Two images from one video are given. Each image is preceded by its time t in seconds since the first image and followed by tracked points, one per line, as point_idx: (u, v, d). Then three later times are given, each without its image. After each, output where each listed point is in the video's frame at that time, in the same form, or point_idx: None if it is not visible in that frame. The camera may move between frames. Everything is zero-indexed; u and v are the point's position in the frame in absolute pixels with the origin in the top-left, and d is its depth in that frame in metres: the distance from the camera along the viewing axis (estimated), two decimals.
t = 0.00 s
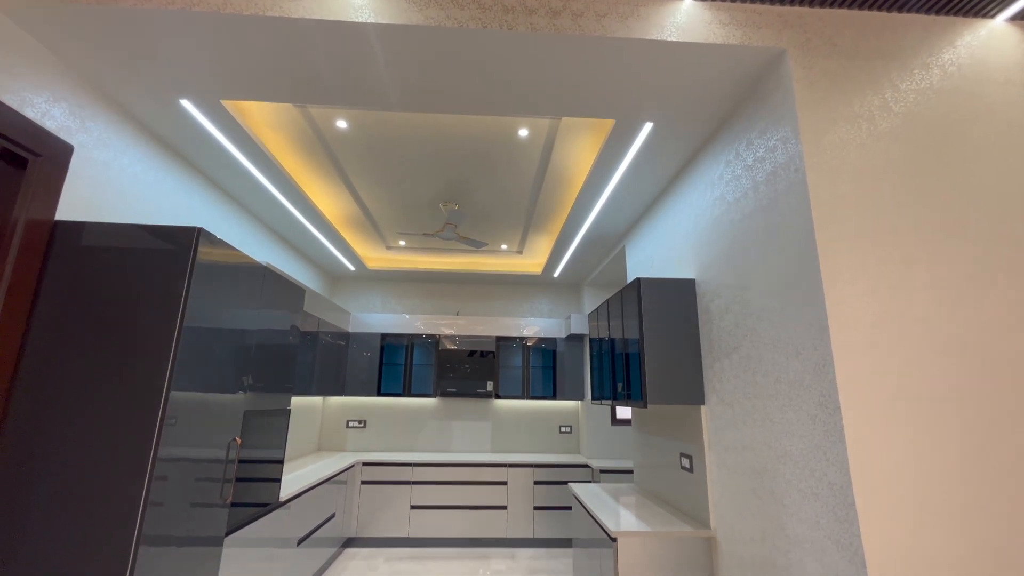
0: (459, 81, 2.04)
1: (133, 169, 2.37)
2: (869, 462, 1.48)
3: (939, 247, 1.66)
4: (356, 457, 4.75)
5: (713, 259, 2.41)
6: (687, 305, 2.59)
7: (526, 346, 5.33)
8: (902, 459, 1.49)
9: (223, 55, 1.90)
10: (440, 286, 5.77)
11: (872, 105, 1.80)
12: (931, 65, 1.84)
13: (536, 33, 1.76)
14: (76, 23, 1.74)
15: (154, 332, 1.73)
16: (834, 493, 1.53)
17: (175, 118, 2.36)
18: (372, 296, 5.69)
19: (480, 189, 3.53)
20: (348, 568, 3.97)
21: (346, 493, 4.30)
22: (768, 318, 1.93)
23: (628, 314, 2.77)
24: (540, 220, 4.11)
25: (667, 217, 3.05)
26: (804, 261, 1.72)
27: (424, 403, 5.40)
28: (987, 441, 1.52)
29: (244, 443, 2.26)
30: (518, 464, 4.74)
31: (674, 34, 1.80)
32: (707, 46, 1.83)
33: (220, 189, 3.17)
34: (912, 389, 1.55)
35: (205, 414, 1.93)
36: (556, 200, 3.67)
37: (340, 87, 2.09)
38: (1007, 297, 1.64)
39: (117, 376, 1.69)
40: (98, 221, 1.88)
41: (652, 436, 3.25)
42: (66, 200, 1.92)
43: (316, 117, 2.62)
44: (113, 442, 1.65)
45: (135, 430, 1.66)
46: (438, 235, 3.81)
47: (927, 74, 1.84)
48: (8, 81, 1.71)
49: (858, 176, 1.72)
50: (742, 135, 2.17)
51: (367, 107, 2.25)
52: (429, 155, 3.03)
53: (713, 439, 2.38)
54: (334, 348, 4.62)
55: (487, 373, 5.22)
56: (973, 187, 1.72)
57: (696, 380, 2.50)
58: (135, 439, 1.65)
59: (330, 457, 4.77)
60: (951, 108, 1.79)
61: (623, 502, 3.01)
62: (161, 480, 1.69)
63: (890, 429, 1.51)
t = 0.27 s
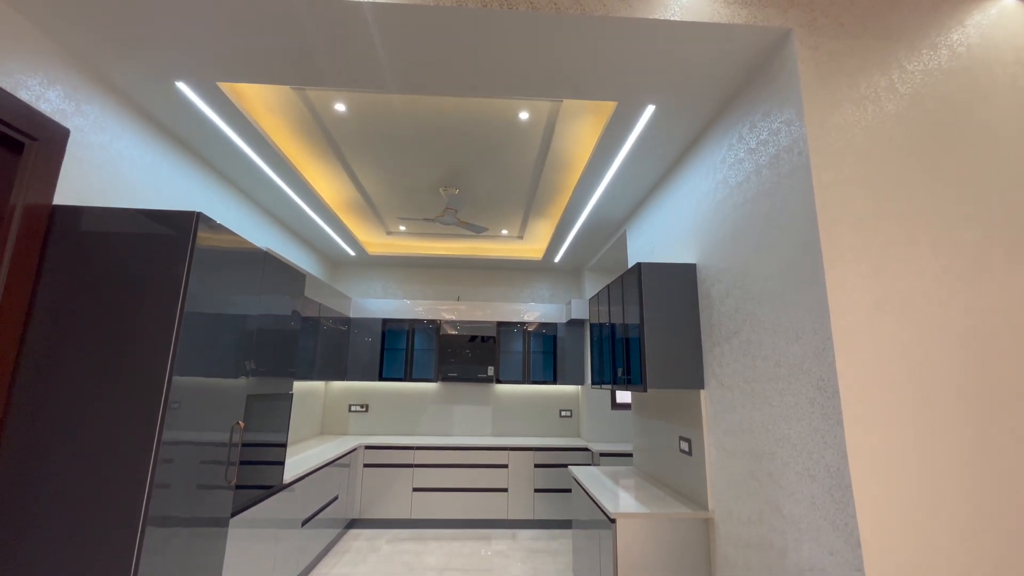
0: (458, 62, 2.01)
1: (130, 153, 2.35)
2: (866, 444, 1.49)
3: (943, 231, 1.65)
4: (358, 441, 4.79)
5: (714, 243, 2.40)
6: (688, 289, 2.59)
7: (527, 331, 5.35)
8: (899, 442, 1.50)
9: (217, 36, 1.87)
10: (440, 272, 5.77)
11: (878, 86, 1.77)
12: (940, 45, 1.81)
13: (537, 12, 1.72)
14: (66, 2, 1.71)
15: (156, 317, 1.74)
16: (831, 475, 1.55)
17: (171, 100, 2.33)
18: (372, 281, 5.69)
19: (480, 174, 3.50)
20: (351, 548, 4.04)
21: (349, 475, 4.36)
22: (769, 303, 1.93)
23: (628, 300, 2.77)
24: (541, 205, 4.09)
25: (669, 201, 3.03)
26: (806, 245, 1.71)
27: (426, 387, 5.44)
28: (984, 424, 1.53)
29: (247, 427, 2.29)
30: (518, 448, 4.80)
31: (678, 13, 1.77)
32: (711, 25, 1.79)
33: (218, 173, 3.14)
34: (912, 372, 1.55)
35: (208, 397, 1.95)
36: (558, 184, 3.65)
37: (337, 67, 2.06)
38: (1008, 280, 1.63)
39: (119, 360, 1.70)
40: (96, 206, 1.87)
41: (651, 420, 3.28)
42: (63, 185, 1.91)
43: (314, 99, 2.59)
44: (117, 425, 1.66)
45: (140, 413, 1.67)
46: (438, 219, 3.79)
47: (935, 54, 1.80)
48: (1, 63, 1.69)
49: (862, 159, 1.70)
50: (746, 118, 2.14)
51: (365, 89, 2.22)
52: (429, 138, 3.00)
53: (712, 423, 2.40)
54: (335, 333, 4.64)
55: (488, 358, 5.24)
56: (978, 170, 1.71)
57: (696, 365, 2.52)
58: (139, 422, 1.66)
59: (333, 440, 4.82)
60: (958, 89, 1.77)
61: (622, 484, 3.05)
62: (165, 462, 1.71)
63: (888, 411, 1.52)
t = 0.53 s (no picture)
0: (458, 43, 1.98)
1: (127, 137, 2.33)
2: (864, 428, 1.50)
3: (946, 216, 1.64)
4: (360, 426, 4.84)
5: (715, 229, 2.39)
6: (689, 275, 2.59)
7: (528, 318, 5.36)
8: (897, 426, 1.51)
9: (212, 17, 1.83)
10: (441, 258, 5.76)
11: (884, 68, 1.74)
12: (949, 26, 1.78)
13: None
14: None
15: (157, 303, 1.74)
16: (828, 458, 1.56)
17: (167, 84, 2.30)
18: (372, 268, 5.68)
19: (481, 159, 3.47)
20: (354, 531, 4.09)
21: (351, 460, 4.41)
22: (770, 289, 1.93)
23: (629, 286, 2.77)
24: (542, 191, 4.07)
25: (670, 186, 3.01)
26: (808, 230, 1.70)
27: (427, 373, 5.47)
28: (982, 408, 1.54)
29: (250, 411, 2.31)
30: (519, 433, 4.84)
31: None
32: (715, 6, 1.75)
33: (216, 158, 3.12)
34: (912, 357, 1.56)
35: (211, 382, 1.96)
36: (559, 169, 3.62)
37: (334, 49, 2.03)
38: (1009, 265, 1.63)
39: (121, 346, 1.71)
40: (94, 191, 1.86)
41: (651, 405, 3.30)
42: (60, 170, 1.90)
43: (312, 83, 2.56)
44: (120, 411, 1.67)
45: (142, 398, 1.68)
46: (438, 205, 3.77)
47: (943, 35, 1.77)
48: None
49: (866, 143, 1.68)
50: (749, 101, 2.11)
51: (363, 72, 2.19)
52: (428, 123, 2.96)
53: (711, 407, 2.41)
54: (336, 319, 4.65)
55: (489, 344, 5.26)
56: (983, 154, 1.69)
57: (695, 350, 2.53)
58: (142, 407, 1.68)
59: (335, 425, 4.87)
60: (965, 71, 1.74)
61: (622, 468, 3.09)
62: (170, 447, 1.73)
63: (887, 396, 1.52)
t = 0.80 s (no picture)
0: (457, 24, 1.94)
1: (123, 121, 2.31)
2: (862, 413, 1.51)
3: (950, 201, 1.63)
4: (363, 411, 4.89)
5: (717, 214, 2.38)
6: (689, 260, 2.59)
7: (529, 304, 5.36)
8: (895, 411, 1.52)
9: None
10: (442, 244, 5.75)
11: (891, 50, 1.71)
12: (958, 6, 1.74)
13: None
14: None
15: (159, 289, 1.74)
16: (826, 443, 1.58)
17: (163, 66, 2.26)
18: (373, 254, 5.68)
19: (481, 144, 3.44)
20: (356, 514, 4.15)
21: (354, 444, 4.46)
22: (771, 275, 1.93)
23: (630, 271, 2.76)
24: (543, 176, 4.04)
25: (672, 171, 2.99)
26: (810, 216, 1.69)
27: (428, 358, 5.51)
28: (980, 394, 1.55)
29: (253, 396, 2.33)
30: (519, 418, 4.89)
31: None
32: None
33: (214, 143, 3.09)
34: (911, 343, 1.56)
35: (213, 368, 1.97)
36: (560, 153, 3.59)
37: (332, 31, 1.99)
38: (1011, 250, 1.63)
39: (123, 332, 1.72)
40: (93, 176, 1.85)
41: (651, 390, 3.32)
42: (57, 154, 1.88)
43: (310, 66, 2.52)
44: (124, 396, 1.69)
45: (147, 384, 1.70)
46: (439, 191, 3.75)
47: (952, 16, 1.74)
48: None
49: (871, 127, 1.66)
50: (753, 84, 2.08)
51: (362, 54, 2.16)
52: (428, 107, 2.93)
53: (711, 393, 2.43)
54: (337, 305, 4.67)
55: (490, 330, 5.28)
56: (988, 139, 1.67)
57: (695, 335, 2.54)
58: (146, 393, 1.69)
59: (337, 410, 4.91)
60: (972, 53, 1.72)
61: (621, 452, 3.12)
62: (174, 432, 1.75)
63: (885, 381, 1.53)
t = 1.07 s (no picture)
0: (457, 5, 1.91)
1: (120, 105, 2.28)
2: (860, 398, 1.53)
3: (953, 186, 1.62)
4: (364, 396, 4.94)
5: (719, 199, 2.37)
6: (691, 246, 2.58)
7: (530, 290, 5.37)
8: (893, 397, 1.53)
9: None
10: (443, 230, 5.73)
11: (899, 32, 1.68)
12: None
13: None
14: None
15: (161, 274, 1.75)
16: (823, 427, 1.60)
17: (159, 48, 2.23)
18: (374, 240, 5.67)
19: (481, 128, 3.41)
20: (359, 496, 4.22)
21: (356, 428, 4.51)
22: (772, 260, 1.93)
23: (631, 257, 2.76)
24: (544, 161, 4.02)
25: (674, 156, 2.97)
26: (813, 201, 1.68)
27: (429, 344, 5.54)
28: (977, 379, 1.56)
29: (256, 381, 2.35)
30: (520, 403, 4.93)
31: None
32: None
33: (212, 126, 3.06)
34: (910, 328, 1.56)
35: (216, 353, 1.99)
36: (561, 138, 3.56)
37: (331, 11, 1.96)
38: (1013, 236, 1.62)
39: (126, 317, 1.73)
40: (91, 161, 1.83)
41: (651, 375, 3.35)
42: (54, 138, 1.87)
43: (308, 48, 2.48)
44: (128, 380, 1.70)
45: (150, 368, 1.71)
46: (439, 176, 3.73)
47: None
48: None
49: (876, 110, 1.64)
50: (757, 67, 2.05)
51: (361, 35, 2.13)
52: (428, 90, 2.89)
53: (710, 377, 2.45)
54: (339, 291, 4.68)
55: (491, 315, 5.29)
56: (994, 123, 1.66)
57: (695, 320, 2.55)
58: (150, 377, 1.71)
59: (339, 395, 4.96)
60: (981, 35, 1.69)
61: (621, 436, 3.16)
62: (179, 415, 1.77)
63: (884, 366, 1.54)
